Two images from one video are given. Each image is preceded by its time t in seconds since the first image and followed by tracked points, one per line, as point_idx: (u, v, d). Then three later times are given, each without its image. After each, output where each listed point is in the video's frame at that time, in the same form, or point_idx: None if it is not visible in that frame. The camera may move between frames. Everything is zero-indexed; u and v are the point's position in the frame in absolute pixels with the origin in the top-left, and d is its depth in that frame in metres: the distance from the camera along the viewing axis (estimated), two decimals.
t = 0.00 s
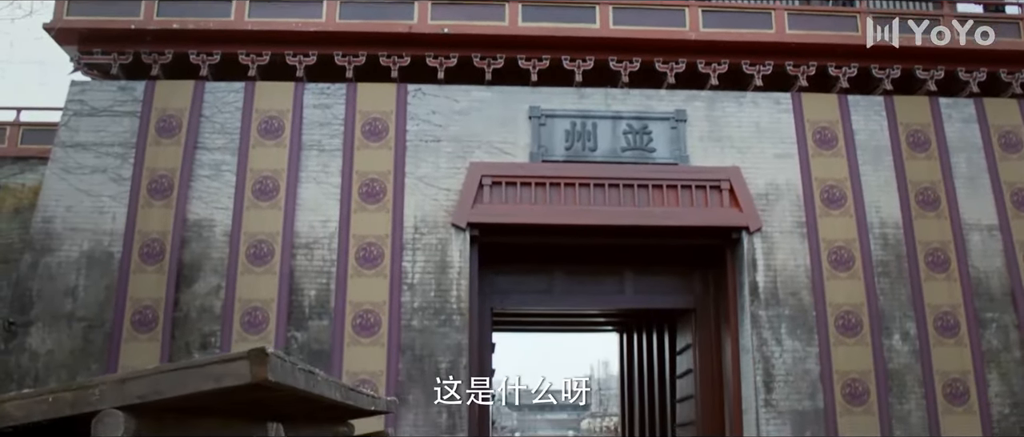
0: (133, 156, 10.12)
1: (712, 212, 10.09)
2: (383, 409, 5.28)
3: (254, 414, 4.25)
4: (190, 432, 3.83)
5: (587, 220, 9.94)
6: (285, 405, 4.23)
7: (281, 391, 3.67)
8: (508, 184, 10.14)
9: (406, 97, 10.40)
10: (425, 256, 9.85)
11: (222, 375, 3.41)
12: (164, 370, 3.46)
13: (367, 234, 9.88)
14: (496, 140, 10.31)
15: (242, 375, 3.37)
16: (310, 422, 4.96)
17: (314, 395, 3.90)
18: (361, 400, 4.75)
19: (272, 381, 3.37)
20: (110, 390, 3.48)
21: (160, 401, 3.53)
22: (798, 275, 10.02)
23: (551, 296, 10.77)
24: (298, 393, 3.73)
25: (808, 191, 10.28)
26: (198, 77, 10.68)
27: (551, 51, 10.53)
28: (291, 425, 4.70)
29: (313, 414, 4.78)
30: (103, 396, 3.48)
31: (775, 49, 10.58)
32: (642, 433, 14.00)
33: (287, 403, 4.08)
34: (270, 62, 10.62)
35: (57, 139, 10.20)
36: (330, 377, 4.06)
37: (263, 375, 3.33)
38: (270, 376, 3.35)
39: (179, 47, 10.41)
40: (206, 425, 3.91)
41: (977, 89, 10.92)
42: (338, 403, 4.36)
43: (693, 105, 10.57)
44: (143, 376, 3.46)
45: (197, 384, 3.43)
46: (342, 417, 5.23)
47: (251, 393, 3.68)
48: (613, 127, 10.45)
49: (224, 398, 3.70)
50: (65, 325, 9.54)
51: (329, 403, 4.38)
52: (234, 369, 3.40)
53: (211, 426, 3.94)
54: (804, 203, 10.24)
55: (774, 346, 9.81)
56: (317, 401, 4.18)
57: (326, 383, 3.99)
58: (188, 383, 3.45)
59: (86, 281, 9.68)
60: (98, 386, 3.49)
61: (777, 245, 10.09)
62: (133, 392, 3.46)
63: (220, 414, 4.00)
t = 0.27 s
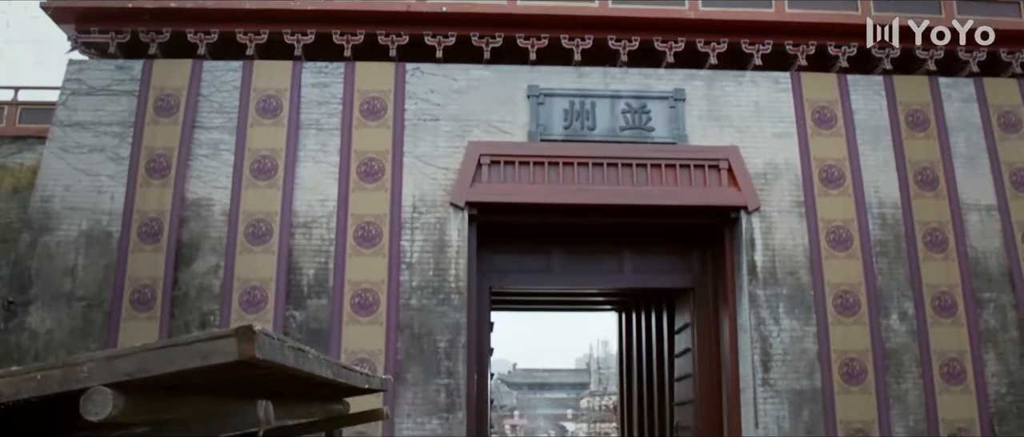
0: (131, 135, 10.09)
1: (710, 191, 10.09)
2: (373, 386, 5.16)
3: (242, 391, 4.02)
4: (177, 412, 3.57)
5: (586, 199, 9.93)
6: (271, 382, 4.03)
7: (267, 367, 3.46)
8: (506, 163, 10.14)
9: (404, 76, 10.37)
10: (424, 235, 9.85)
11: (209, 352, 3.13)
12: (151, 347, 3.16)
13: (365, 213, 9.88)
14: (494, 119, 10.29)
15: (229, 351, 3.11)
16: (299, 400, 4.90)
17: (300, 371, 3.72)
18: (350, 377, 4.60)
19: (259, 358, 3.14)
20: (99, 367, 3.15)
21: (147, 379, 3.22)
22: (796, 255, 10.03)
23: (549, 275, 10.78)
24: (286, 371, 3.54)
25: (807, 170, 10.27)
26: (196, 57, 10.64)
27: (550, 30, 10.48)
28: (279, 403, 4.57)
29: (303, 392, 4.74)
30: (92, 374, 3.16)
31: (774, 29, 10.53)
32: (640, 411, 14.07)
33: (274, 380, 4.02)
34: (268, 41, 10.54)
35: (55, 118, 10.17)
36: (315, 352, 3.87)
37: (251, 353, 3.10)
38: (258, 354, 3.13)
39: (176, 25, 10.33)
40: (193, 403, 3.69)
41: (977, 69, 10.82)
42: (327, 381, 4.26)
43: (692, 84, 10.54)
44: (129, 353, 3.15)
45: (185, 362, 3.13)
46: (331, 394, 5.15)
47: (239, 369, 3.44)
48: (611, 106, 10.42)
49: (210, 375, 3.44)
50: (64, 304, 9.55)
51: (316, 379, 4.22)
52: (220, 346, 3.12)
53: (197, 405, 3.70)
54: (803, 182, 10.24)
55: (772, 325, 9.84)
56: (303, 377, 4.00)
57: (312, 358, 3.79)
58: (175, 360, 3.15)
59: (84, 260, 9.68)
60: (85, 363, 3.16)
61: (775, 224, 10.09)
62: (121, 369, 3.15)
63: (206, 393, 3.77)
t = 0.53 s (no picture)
0: (129, 114, 10.06)
1: (709, 170, 10.08)
2: (370, 364, 5.18)
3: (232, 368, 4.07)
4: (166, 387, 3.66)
5: (584, 177, 9.92)
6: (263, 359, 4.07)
7: (258, 344, 3.49)
8: (505, 142, 10.11)
9: (403, 55, 10.33)
10: (422, 214, 9.84)
11: (197, 329, 3.17)
12: (138, 324, 3.19)
13: (363, 191, 9.87)
14: (492, 97, 10.26)
15: (217, 328, 3.14)
16: (294, 378, 4.94)
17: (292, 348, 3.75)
18: (345, 355, 4.62)
19: (247, 336, 3.17)
20: (88, 344, 3.20)
21: (137, 355, 3.26)
22: (794, 233, 10.04)
23: (547, 254, 10.79)
24: (276, 348, 3.55)
25: (806, 149, 10.26)
26: (194, 35, 10.59)
27: (549, 8, 10.42)
28: (272, 380, 4.61)
29: (297, 369, 4.78)
30: (81, 350, 3.21)
31: (774, 7, 10.49)
32: (638, 389, 14.13)
33: (267, 358, 4.06)
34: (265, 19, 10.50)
35: (52, 97, 10.13)
36: (307, 330, 3.89)
37: (238, 330, 3.13)
38: (246, 331, 3.16)
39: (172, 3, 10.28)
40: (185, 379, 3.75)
41: (977, 48, 10.81)
42: (320, 358, 4.28)
43: (691, 62, 10.50)
44: (117, 330, 3.20)
45: (172, 339, 3.17)
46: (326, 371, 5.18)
47: (230, 346, 3.47)
48: (610, 84, 10.39)
49: (199, 352, 3.48)
50: (64, 282, 9.55)
51: (309, 357, 4.25)
52: (208, 322, 3.15)
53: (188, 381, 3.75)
54: (801, 161, 10.23)
55: (770, 304, 9.86)
56: (296, 354, 4.04)
57: (303, 336, 3.81)
58: (163, 338, 3.19)
59: (83, 239, 9.68)
60: (73, 340, 3.21)
61: (773, 203, 10.09)
62: (109, 346, 3.19)
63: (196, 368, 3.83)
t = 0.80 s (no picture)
0: (127, 95, 10.03)
1: (708, 151, 10.07)
2: (367, 345, 5.18)
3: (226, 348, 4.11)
4: (158, 368, 3.66)
5: (583, 159, 9.90)
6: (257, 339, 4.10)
7: (250, 325, 3.50)
8: (503, 123, 10.09)
9: (401, 36, 10.29)
10: (421, 195, 9.84)
11: (187, 310, 3.19)
12: (128, 304, 3.22)
13: (362, 173, 9.86)
14: (491, 78, 10.22)
15: (207, 309, 3.15)
16: (289, 358, 4.97)
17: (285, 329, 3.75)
18: (340, 336, 4.62)
19: (236, 316, 3.18)
20: (78, 324, 3.25)
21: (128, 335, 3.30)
22: (792, 215, 10.04)
23: (546, 235, 10.79)
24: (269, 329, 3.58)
25: (805, 131, 10.24)
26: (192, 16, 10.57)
27: None
28: (268, 360, 4.63)
29: (292, 349, 4.82)
30: (70, 331, 3.26)
31: None
32: (637, 370, 14.17)
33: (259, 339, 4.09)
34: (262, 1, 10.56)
35: (50, 78, 10.10)
36: (300, 311, 3.90)
37: (228, 310, 3.14)
38: (236, 311, 3.17)
39: None
40: (178, 359, 3.79)
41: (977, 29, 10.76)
42: (315, 339, 4.30)
43: (690, 43, 10.46)
44: (107, 310, 3.24)
45: (162, 319, 3.20)
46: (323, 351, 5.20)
47: (223, 326, 3.48)
48: (609, 65, 10.36)
49: (190, 332, 3.50)
50: (63, 264, 9.56)
51: (305, 337, 4.27)
52: (199, 303, 3.17)
53: (180, 361, 3.80)
54: (800, 143, 10.21)
55: (768, 285, 9.88)
56: (289, 335, 4.06)
57: (297, 316, 3.82)
58: (153, 318, 3.21)
59: (82, 221, 9.67)
60: (63, 321, 3.25)
61: (772, 185, 10.09)
62: (100, 326, 3.23)
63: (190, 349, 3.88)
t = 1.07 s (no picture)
0: (125, 75, 10.00)
1: (707, 130, 10.05)
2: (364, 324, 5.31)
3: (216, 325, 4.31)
4: (149, 346, 3.88)
5: (582, 138, 9.88)
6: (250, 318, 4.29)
7: (240, 303, 3.71)
8: (502, 102, 10.06)
9: (400, 15, 10.25)
10: (419, 175, 9.82)
11: (176, 287, 3.42)
12: (118, 282, 3.46)
13: (361, 152, 9.85)
14: (489, 57, 10.19)
15: (196, 286, 3.39)
16: (286, 338, 5.06)
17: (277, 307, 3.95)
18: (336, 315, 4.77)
19: (223, 293, 3.41)
20: (68, 302, 3.47)
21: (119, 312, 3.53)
22: (791, 195, 10.04)
23: (545, 214, 10.79)
24: (257, 306, 3.80)
25: (804, 110, 10.22)
26: None
27: None
28: (264, 339, 4.77)
29: (284, 330, 5.00)
30: (60, 309, 3.47)
31: None
32: (636, 349, 14.20)
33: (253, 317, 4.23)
34: None
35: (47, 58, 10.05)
36: (292, 290, 4.06)
37: (215, 286, 3.39)
38: (223, 288, 3.41)
39: None
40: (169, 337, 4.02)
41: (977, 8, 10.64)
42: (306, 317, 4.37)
43: (690, 23, 10.42)
44: (97, 288, 3.46)
45: (150, 296, 3.43)
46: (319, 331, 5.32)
47: (212, 305, 3.70)
48: (608, 44, 10.33)
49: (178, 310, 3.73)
50: (61, 244, 9.56)
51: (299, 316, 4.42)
52: (188, 281, 3.41)
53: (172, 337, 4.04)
54: (800, 122, 10.19)
55: (767, 264, 9.89)
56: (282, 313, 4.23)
57: (288, 295, 4.00)
58: (142, 295, 3.45)
59: (80, 201, 9.66)
60: (53, 299, 3.48)
61: (771, 164, 10.08)
62: (90, 304, 3.46)
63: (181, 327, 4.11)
